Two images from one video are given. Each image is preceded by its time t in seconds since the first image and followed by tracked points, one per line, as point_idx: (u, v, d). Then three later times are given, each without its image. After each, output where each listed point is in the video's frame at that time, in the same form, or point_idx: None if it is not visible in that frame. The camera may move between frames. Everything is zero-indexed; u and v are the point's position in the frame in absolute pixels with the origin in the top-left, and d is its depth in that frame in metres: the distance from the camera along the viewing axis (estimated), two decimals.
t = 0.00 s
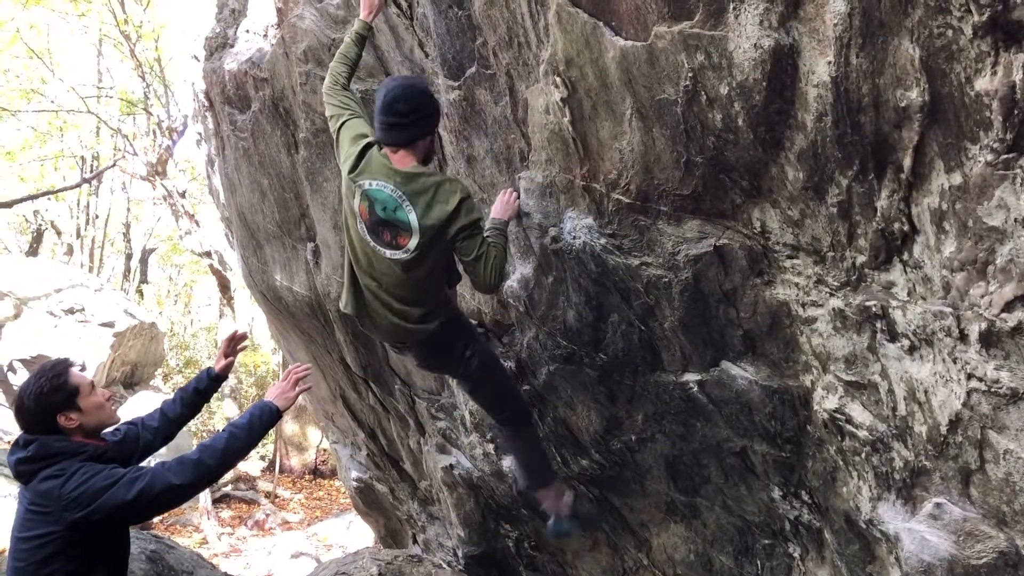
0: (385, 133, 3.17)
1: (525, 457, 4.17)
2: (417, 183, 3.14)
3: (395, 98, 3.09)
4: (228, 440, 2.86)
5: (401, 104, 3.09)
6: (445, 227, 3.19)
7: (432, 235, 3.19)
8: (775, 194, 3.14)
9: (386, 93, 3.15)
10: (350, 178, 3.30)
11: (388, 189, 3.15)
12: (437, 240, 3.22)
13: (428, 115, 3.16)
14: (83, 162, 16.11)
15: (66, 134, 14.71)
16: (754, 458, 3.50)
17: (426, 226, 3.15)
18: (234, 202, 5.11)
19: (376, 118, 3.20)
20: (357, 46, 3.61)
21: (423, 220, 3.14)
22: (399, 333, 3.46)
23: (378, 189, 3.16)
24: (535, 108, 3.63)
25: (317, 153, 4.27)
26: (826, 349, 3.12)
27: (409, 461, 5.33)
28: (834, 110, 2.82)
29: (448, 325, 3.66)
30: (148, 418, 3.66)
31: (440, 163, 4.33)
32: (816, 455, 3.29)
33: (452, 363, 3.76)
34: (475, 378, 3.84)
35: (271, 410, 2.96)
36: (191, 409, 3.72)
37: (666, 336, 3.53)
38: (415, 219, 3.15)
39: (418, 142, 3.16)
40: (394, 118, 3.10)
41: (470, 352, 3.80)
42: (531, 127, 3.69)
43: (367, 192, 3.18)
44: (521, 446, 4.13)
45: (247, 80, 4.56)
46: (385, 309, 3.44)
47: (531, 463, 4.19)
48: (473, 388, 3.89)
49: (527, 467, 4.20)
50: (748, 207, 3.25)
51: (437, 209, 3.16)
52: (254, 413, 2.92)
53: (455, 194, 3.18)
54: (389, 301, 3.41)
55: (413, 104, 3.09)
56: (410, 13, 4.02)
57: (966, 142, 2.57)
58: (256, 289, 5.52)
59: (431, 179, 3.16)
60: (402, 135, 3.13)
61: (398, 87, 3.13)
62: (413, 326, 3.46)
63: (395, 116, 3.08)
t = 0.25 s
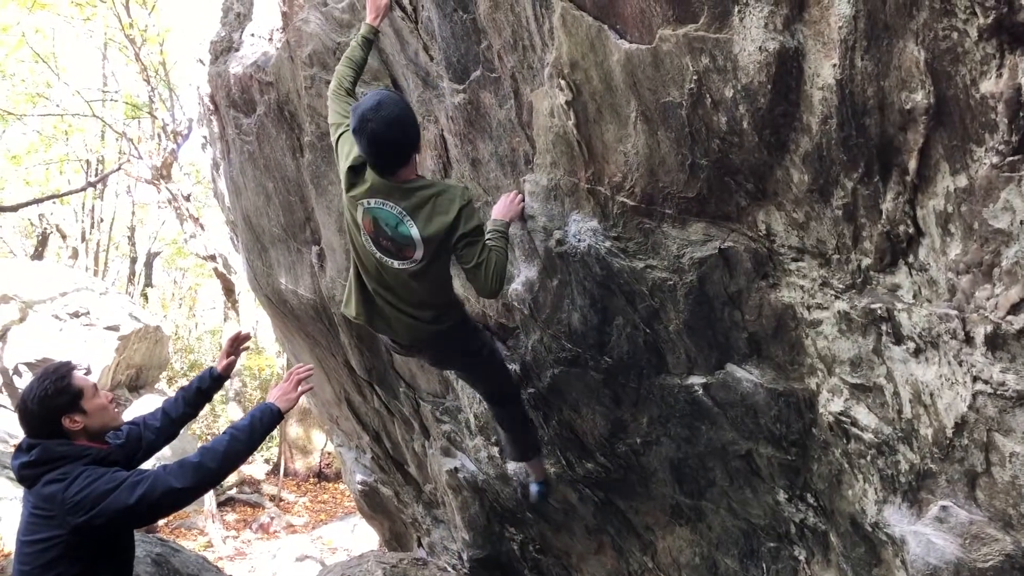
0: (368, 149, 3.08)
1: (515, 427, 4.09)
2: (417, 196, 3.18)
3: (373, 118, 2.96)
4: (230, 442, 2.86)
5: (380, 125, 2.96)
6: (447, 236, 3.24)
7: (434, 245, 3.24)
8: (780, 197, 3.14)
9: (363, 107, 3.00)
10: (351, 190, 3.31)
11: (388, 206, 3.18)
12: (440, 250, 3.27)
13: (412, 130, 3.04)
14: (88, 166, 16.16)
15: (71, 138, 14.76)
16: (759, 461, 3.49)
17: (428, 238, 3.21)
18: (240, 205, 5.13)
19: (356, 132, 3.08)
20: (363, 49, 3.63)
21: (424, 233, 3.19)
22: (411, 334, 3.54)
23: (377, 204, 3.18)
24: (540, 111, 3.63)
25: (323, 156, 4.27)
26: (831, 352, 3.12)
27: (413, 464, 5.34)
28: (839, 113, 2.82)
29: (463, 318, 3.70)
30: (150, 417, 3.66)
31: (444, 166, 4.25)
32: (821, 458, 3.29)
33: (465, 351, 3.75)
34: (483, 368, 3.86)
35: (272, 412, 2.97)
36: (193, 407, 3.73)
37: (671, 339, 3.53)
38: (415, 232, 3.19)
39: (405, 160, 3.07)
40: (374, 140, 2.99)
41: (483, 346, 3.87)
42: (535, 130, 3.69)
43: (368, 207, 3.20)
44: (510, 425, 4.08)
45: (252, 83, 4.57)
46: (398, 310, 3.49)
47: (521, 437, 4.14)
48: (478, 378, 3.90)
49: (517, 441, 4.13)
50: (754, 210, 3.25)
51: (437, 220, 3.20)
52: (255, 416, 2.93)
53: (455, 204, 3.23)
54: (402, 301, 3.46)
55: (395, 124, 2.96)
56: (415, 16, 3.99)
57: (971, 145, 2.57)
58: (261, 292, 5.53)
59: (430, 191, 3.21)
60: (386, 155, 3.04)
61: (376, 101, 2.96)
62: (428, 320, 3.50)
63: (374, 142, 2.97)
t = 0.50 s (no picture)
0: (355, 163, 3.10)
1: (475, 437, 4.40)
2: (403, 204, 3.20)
3: (359, 130, 3.02)
4: (236, 443, 2.84)
5: (367, 137, 3.01)
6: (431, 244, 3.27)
7: (418, 253, 3.28)
8: (788, 201, 3.14)
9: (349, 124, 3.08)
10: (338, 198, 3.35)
11: (373, 215, 3.20)
12: (425, 257, 3.31)
13: (399, 141, 3.10)
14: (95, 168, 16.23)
15: (79, 140, 14.83)
16: (766, 465, 3.49)
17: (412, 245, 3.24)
18: (248, 208, 5.14)
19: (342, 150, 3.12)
20: (371, 52, 3.64)
21: (408, 241, 3.23)
22: (392, 335, 3.69)
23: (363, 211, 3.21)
24: (547, 115, 3.63)
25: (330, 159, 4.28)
26: (839, 355, 3.12)
27: (420, 467, 5.34)
28: (847, 116, 2.82)
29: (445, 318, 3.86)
30: (155, 415, 3.66)
31: (451, 170, 4.17)
32: (829, 462, 3.28)
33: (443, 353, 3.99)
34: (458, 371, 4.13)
35: (278, 412, 2.95)
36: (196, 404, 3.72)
37: (678, 342, 3.53)
38: (399, 240, 3.24)
39: (393, 169, 3.10)
40: (362, 151, 3.02)
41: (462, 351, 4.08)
42: (543, 133, 3.69)
43: (354, 215, 3.24)
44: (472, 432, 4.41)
45: (260, 86, 4.59)
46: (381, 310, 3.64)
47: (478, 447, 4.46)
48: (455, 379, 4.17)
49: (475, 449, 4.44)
50: (761, 213, 3.25)
51: (421, 228, 3.24)
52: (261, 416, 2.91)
53: (440, 214, 3.26)
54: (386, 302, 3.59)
55: (381, 133, 3.02)
56: (423, 20, 3.99)
57: (980, 148, 2.56)
58: (268, 295, 5.54)
59: (415, 198, 3.23)
60: (374, 165, 3.07)
61: (361, 115, 3.05)
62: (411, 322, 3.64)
63: (362, 150, 2.99)
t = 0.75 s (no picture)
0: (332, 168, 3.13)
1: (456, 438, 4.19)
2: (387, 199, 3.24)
3: (334, 140, 3.01)
4: (254, 442, 2.88)
5: (344, 147, 3.01)
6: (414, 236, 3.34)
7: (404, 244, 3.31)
8: (800, 208, 3.14)
9: (322, 130, 3.06)
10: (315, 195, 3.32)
11: (357, 215, 3.21)
12: (410, 251, 3.36)
13: (376, 147, 3.10)
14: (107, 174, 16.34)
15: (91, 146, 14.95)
16: (779, 472, 3.48)
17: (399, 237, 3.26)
18: (260, 214, 5.17)
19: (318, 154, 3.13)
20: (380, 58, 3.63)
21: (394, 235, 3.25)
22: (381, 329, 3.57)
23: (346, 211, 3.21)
24: (559, 121, 3.64)
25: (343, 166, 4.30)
26: (852, 362, 3.11)
27: (430, 473, 5.34)
28: (860, 124, 2.82)
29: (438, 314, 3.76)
30: (167, 415, 3.65)
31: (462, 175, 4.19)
32: (841, 469, 3.27)
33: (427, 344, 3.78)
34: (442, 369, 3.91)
35: (295, 412, 2.98)
36: (209, 402, 3.74)
37: (690, 349, 3.53)
38: (385, 236, 3.24)
39: (371, 175, 3.12)
40: (337, 161, 3.04)
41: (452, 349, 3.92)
42: (555, 140, 3.70)
43: (336, 214, 3.24)
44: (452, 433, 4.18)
45: (273, 93, 4.62)
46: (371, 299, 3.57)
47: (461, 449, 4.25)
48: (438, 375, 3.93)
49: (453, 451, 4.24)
50: (774, 220, 3.24)
51: (407, 222, 3.30)
52: (277, 416, 2.94)
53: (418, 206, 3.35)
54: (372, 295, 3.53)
55: (356, 144, 3.01)
56: (435, 27, 3.98)
57: (994, 155, 2.54)
58: (281, 301, 5.57)
59: (394, 192, 3.27)
60: (351, 172, 3.08)
61: (335, 122, 3.02)
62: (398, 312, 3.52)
63: (337, 162, 3.01)
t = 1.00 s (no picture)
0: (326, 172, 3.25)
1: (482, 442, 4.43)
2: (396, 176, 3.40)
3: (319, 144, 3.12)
4: (269, 445, 2.92)
5: (332, 149, 3.11)
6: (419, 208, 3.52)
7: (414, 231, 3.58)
8: (814, 218, 3.14)
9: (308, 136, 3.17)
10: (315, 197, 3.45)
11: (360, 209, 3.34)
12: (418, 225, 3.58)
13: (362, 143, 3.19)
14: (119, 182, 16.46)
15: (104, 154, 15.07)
16: (792, 484, 3.46)
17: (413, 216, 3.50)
18: (273, 224, 5.20)
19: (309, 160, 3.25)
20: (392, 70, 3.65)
21: (406, 216, 3.46)
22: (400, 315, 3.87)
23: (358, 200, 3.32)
24: (571, 132, 3.65)
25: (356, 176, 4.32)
26: (866, 373, 3.10)
27: (441, 483, 5.34)
28: (874, 135, 2.82)
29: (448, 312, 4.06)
30: (178, 423, 3.57)
31: (475, 185, 4.18)
32: (855, 481, 3.25)
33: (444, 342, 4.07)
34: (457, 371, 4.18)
35: (306, 415, 3.03)
36: (221, 411, 3.68)
37: (703, 360, 3.53)
38: (400, 217, 3.44)
39: (362, 171, 3.23)
40: (326, 163, 3.15)
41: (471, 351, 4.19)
42: (567, 150, 3.71)
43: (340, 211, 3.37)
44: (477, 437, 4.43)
45: (287, 104, 4.66)
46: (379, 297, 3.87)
47: (485, 455, 4.49)
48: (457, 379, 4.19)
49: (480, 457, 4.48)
50: (787, 230, 3.24)
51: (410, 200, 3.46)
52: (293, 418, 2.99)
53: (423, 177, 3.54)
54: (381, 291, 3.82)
55: (340, 145, 3.10)
56: (448, 39, 3.99)
57: (1009, 167, 2.54)
58: (293, 310, 5.59)
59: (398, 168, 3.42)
60: (344, 172, 3.19)
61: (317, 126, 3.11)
62: (406, 300, 3.83)
63: (326, 164, 3.12)
